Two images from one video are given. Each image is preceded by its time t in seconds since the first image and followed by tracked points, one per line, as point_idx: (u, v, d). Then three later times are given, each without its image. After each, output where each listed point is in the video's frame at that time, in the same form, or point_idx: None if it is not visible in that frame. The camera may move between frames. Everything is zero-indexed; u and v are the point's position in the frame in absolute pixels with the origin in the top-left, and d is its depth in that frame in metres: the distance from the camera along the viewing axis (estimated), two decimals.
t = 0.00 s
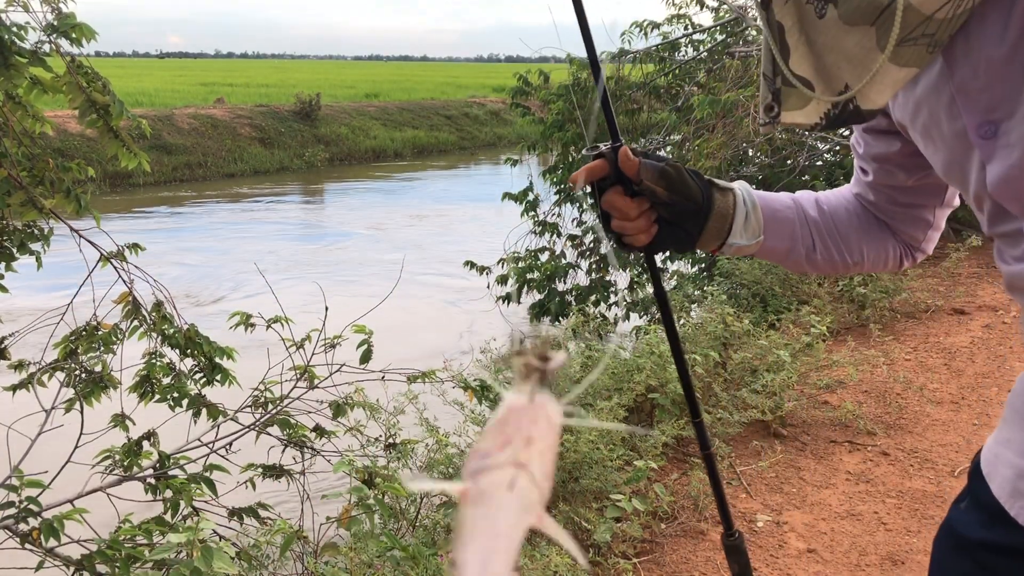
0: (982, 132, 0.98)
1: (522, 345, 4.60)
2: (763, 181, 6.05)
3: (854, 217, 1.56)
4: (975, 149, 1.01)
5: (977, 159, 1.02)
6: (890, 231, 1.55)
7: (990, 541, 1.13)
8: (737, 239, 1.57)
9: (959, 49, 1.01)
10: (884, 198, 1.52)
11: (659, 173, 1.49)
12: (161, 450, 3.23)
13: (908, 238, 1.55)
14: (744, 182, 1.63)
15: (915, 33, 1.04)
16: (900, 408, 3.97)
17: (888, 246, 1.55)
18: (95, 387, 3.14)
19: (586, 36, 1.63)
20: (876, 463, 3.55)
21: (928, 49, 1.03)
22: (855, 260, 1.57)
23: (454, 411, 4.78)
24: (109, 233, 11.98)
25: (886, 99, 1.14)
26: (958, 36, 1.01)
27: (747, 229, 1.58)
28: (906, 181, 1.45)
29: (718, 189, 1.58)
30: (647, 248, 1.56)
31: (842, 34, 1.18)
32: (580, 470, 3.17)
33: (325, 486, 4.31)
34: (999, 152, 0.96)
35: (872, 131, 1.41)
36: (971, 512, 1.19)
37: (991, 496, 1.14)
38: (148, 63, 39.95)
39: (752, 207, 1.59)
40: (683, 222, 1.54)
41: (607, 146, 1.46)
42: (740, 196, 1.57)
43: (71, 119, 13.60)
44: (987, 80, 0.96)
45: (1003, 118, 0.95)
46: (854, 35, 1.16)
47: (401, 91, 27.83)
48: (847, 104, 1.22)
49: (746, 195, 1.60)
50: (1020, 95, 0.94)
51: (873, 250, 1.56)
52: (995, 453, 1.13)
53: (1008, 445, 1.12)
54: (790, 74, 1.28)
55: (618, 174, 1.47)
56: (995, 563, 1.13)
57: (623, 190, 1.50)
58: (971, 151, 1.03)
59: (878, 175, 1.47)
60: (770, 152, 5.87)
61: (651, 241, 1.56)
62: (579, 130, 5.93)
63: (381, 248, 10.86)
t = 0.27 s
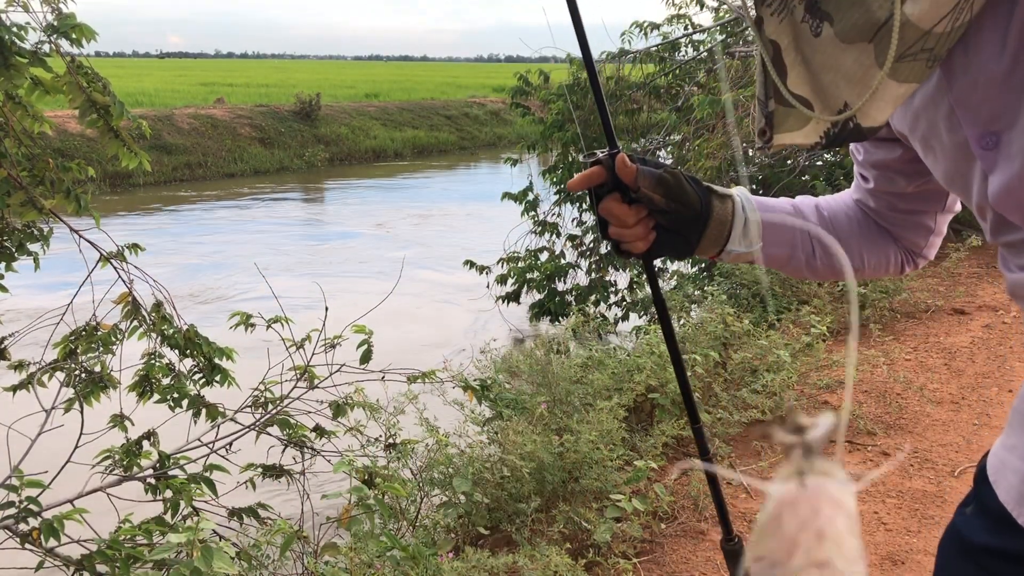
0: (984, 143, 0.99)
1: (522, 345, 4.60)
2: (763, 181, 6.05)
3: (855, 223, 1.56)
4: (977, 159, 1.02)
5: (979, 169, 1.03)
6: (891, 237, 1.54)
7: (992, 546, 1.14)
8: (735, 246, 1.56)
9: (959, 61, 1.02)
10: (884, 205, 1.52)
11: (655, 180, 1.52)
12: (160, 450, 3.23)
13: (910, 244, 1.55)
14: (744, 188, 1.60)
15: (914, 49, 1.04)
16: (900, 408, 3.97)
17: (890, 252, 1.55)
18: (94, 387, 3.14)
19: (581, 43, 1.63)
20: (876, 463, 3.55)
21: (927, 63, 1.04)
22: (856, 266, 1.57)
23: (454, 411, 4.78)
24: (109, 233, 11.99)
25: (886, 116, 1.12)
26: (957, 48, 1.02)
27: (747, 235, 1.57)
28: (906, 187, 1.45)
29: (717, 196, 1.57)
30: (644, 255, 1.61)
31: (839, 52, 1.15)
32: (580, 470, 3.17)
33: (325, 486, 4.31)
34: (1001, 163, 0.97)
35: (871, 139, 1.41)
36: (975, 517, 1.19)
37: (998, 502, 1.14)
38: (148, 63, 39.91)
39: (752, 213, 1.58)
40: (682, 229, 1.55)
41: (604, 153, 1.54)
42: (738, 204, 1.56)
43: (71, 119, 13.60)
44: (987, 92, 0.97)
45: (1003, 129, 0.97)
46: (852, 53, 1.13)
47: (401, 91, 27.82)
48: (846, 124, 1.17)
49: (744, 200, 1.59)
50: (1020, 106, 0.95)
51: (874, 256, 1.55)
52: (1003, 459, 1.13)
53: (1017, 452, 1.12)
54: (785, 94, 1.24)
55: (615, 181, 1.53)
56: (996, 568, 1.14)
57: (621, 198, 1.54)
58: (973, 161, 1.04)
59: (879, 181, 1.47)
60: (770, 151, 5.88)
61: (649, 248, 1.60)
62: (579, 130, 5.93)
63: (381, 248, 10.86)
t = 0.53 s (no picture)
0: (984, 148, 0.99)
1: (522, 345, 4.60)
2: (763, 181, 6.04)
3: (857, 225, 1.56)
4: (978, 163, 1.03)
5: (981, 174, 1.03)
6: (895, 239, 1.54)
7: (996, 552, 1.14)
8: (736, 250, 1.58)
9: (958, 64, 1.02)
10: (887, 207, 1.51)
11: (655, 185, 1.55)
12: (160, 450, 3.23)
13: (913, 246, 1.54)
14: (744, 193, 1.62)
15: (915, 54, 1.04)
16: (901, 409, 3.97)
17: (892, 254, 1.54)
18: (94, 387, 3.14)
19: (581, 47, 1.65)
20: (876, 463, 3.54)
21: (928, 68, 1.04)
22: (858, 269, 1.57)
23: (454, 411, 4.78)
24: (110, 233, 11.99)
25: (886, 122, 1.14)
26: (956, 52, 1.02)
27: (747, 240, 1.58)
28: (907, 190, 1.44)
29: (718, 201, 1.60)
30: (645, 261, 1.63)
31: (837, 58, 1.17)
32: (580, 470, 3.16)
33: (325, 486, 4.31)
34: (1001, 167, 0.98)
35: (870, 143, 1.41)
36: (978, 522, 1.19)
37: (1000, 507, 1.13)
38: (148, 63, 39.89)
39: (752, 216, 1.60)
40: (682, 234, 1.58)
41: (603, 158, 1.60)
42: (738, 208, 1.58)
43: (71, 119, 13.60)
44: (986, 97, 0.97)
45: (1003, 135, 0.97)
46: (851, 59, 1.15)
47: (402, 91, 27.80)
48: (845, 130, 1.19)
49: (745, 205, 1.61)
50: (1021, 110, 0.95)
51: (877, 259, 1.55)
52: (1004, 464, 1.13)
53: (1019, 457, 1.11)
54: (784, 101, 1.26)
55: (614, 186, 1.58)
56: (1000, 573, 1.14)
57: (620, 203, 1.58)
58: (974, 166, 1.04)
59: (879, 185, 1.47)
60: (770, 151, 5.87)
61: (651, 257, 1.61)
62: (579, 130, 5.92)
63: (381, 248, 10.85)
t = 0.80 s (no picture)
0: (984, 151, 1.03)
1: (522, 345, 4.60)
2: (763, 181, 6.05)
3: (855, 228, 1.59)
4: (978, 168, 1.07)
5: (980, 177, 1.08)
6: (892, 242, 1.57)
7: (998, 555, 1.17)
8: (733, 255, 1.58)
9: (957, 67, 1.06)
10: (885, 210, 1.54)
11: (650, 191, 1.50)
12: (160, 449, 3.23)
13: (911, 249, 1.57)
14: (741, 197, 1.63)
15: (914, 58, 1.07)
16: (900, 408, 3.98)
17: (890, 257, 1.58)
18: (95, 387, 3.14)
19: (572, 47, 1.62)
20: (877, 463, 3.55)
21: (927, 72, 1.07)
22: (856, 272, 1.60)
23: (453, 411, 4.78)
24: (109, 233, 11.98)
25: (885, 127, 1.15)
26: (956, 54, 1.06)
27: (746, 246, 1.60)
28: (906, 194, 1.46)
29: (712, 205, 1.58)
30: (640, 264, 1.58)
31: (835, 64, 1.16)
32: (580, 470, 3.16)
33: (324, 486, 4.31)
34: (998, 171, 1.02)
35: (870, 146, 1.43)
36: (979, 526, 1.22)
37: (1002, 513, 1.16)
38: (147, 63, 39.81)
39: (749, 220, 1.60)
40: (677, 239, 1.56)
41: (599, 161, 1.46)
42: (734, 213, 1.58)
43: (70, 119, 13.58)
44: (985, 101, 1.02)
45: (1001, 139, 1.01)
46: (849, 64, 1.15)
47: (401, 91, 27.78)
48: (844, 136, 1.18)
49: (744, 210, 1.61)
50: (1018, 116, 0.99)
51: (875, 262, 1.58)
52: (1005, 468, 1.16)
53: (1019, 461, 1.14)
54: (780, 108, 1.25)
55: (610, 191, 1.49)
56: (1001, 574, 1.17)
57: (616, 208, 1.51)
58: (974, 169, 1.09)
59: (878, 188, 1.49)
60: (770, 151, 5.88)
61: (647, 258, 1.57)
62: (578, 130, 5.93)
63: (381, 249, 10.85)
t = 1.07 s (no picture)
0: (981, 157, 1.02)
1: (522, 345, 4.60)
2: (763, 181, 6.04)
3: (849, 233, 1.57)
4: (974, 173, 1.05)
5: (976, 183, 1.06)
6: (887, 247, 1.55)
7: (997, 560, 1.17)
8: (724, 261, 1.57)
9: (950, 73, 1.04)
10: (879, 215, 1.52)
11: (640, 198, 1.51)
12: (160, 450, 3.22)
13: (906, 254, 1.55)
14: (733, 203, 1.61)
15: (907, 66, 1.05)
16: (901, 409, 3.97)
17: (885, 262, 1.55)
18: (95, 387, 3.14)
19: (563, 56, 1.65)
20: (877, 463, 3.54)
21: (920, 80, 1.05)
22: (851, 277, 1.57)
23: (454, 411, 4.78)
24: (110, 233, 11.99)
25: (879, 136, 1.14)
26: (948, 60, 1.04)
27: (738, 252, 1.57)
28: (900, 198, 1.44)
29: (706, 210, 1.57)
30: (634, 268, 1.61)
31: (827, 74, 1.17)
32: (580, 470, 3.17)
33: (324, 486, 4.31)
34: (997, 177, 1.00)
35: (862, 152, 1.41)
36: (977, 531, 1.22)
37: (1001, 518, 1.16)
38: (147, 63, 39.87)
39: (741, 226, 1.58)
40: (669, 245, 1.56)
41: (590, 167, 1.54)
42: (726, 219, 1.56)
43: (71, 118, 13.58)
44: (982, 105, 1.00)
45: (998, 143, 0.99)
46: (841, 74, 1.15)
47: (401, 91, 27.76)
48: (838, 146, 1.19)
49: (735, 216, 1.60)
50: (1016, 120, 0.97)
51: (869, 267, 1.56)
52: (1004, 473, 1.16)
53: (1018, 466, 1.14)
54: (771, 120, 1.26)
55: (601, 197, 1.54)
56: None
57: (608, 213, 1.55)
58: (970, 175, 1.07)
59: (871, 193, 1.48)
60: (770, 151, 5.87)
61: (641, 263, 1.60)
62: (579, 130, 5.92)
63: (381, 248, 10.85)
